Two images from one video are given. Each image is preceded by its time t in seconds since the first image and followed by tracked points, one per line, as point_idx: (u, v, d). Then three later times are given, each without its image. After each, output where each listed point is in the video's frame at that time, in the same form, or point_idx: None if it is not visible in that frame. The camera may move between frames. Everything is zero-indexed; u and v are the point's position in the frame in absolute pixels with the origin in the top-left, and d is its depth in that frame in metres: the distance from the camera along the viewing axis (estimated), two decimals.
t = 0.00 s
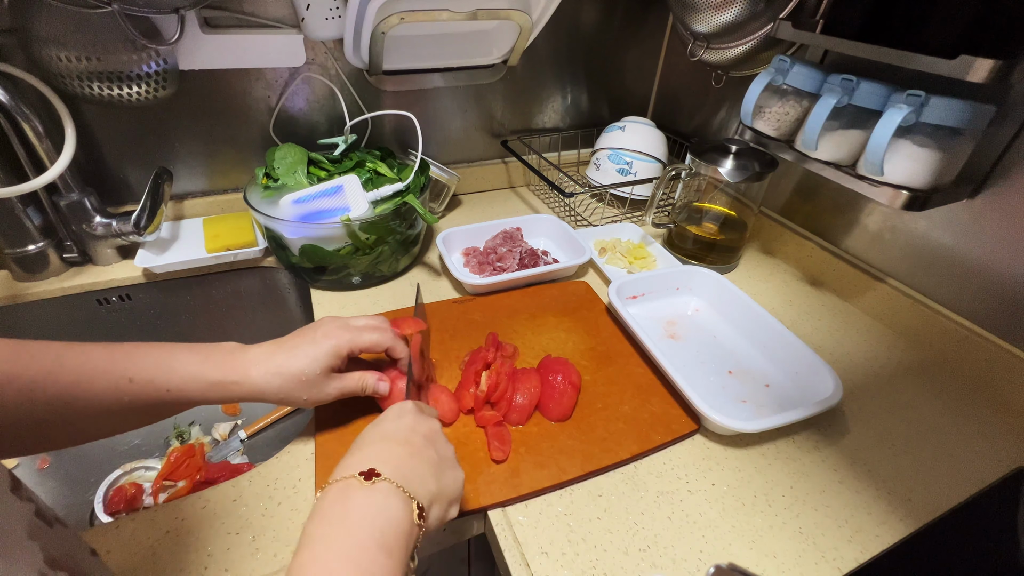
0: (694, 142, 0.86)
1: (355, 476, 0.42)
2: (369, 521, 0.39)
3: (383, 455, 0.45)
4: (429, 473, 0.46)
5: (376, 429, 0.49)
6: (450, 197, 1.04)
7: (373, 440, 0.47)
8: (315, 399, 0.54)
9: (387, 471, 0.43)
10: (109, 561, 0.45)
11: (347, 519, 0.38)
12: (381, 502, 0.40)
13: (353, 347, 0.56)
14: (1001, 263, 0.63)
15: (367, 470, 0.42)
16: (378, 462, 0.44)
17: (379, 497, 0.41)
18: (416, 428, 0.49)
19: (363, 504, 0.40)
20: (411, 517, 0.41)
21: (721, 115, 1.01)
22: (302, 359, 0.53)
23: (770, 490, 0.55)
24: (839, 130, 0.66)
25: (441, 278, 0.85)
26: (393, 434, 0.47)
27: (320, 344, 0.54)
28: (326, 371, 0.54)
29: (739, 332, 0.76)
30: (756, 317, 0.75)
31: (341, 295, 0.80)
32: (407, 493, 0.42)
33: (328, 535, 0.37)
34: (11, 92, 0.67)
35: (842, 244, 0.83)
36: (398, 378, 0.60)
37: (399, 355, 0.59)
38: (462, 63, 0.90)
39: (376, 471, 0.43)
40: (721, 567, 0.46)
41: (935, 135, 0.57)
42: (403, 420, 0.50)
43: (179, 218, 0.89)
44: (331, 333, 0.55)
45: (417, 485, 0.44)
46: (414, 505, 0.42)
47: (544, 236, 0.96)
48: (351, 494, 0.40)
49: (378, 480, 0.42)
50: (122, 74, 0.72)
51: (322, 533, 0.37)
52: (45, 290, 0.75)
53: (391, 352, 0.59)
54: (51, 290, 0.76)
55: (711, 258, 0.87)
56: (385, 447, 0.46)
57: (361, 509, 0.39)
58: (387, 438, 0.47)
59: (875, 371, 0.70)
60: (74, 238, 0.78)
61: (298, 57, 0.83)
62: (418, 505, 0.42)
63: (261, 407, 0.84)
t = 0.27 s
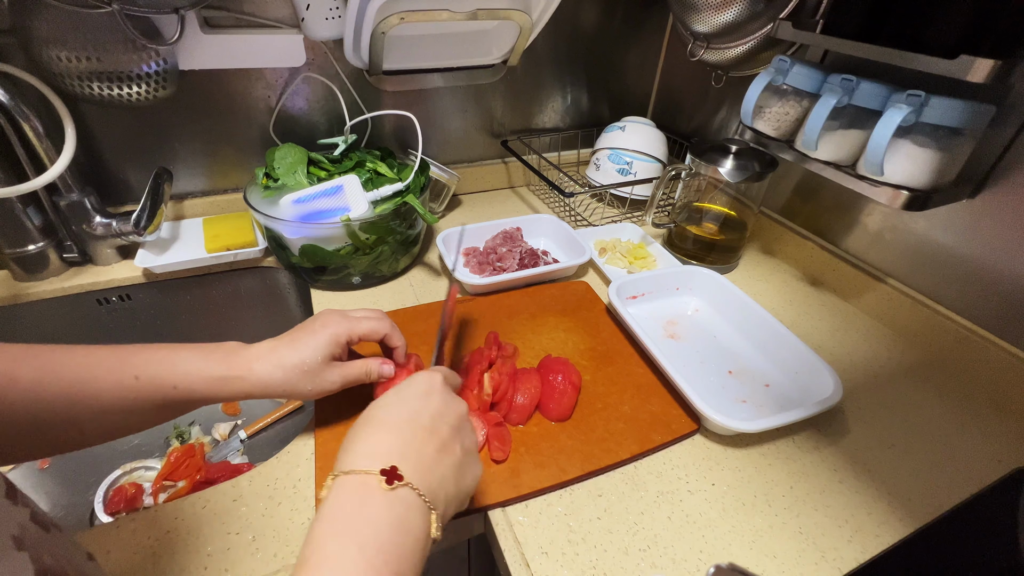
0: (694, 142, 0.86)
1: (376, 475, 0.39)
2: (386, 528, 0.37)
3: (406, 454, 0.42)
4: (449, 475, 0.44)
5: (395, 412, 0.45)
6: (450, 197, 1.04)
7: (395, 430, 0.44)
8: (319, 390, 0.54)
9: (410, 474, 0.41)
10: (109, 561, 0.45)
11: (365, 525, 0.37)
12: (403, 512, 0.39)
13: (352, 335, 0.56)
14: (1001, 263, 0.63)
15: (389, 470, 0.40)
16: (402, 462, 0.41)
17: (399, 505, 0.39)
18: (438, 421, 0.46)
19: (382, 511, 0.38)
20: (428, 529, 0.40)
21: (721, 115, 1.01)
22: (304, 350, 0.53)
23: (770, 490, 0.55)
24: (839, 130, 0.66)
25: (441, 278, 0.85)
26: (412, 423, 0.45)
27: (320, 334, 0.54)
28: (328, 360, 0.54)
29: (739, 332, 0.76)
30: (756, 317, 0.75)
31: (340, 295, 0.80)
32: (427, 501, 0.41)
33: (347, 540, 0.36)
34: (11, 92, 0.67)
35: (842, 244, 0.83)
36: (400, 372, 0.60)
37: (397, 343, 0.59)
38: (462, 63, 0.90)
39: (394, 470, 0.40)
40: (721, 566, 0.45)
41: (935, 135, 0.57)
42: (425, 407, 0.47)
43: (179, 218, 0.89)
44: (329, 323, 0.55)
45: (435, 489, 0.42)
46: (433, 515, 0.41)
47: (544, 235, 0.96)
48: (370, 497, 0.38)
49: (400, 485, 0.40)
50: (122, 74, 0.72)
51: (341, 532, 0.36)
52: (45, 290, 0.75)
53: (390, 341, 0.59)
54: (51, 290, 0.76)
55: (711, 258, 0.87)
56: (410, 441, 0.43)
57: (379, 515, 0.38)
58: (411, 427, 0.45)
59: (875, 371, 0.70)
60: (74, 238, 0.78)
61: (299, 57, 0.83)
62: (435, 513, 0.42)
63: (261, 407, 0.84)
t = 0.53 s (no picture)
0: (694, 143, 0.86)
1: (356, 439, 0.42)
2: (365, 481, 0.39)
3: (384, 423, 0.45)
4: (425, 442, 0.45)
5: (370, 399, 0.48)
6: (450, 197, 1.04)
7: (370, 409, 0.46)
8: (319, 391, 0.54)
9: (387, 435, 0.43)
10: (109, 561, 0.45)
11: (347, 481, 0.39)
12: (380, 465, 0.41)
13: (354, 337, 0.56)
14: (1001, 263, 0.63)
15: (366, 434, 0.43)
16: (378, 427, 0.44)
17: (379, 460, 0.41)
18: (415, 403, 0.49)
19: (362, 466, 0.40)
20: (408, 480, 0.42)
21: (721, 114, 1.01)
22: (306, 350, 0.53)
23: (770, 490, 0.55)
24: (839, 130, 0.66)
25: (441, 278, 0.85)
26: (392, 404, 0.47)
27: (323, 334, 0.55)
28: (330, 361, 0.54)
29: (739, 332, 0.76)
30: (756, 317, 0.75)
31: (340, 295, 0.80)
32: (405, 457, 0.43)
33: (332, 497, 0.38)
34: (11, 92, 0.67)
35: (842, 244, 0.83)
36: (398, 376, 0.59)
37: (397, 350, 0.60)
38: (462, 63, 0.90)
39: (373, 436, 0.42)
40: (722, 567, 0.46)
41: (935, 135, 0.57)
42: (402, 393, 0.50)
43: (179, 218, 0.89)
44: (332, 323, 0.56)
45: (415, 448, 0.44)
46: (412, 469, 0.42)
47: (544, 235, 0.96)
48: (352, 456, 0.41)
49: (378, 443, 0.42)
50: (122, 74, 0.72)
51: (325, 492, 0.38)
52: (45, 290, 0.75)
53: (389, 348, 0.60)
54: (51, 290, 0.76)
55: (711, 258, 0.87)
56: (387, 415, 0.46)
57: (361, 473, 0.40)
58: (388, 407, 0.47)
59: (875, 371, 0.70)
60: (75, 238, 0.78)
61: (299, 57, 0.83)
62: (416, 468, 0.43)
63: (261, 407, 0.84)
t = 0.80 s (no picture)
0: (694, 143, 0.86)
1: (336, 450, 0.38)
2: (353, 503, 0.36)
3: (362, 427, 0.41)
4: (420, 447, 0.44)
5: (351, 395, 0.45)
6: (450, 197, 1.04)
7: (354, 409, 0.43)
8: (317, 392, 0.53)
9: (371, 443, 0.40)
10: (109, 562, 0.45)
11: (335, 505, 0.36)
12: (367, 482, 0.38)
13: (349, 339, 0.57)
14: (1001, 263, 0.63)
15: (347, 444, 0.39)
16: (362, 433, 0.40)
17: (364, 478, 0.38)
18: (401, 396, 0.46)
19: (348, 488, 0.37)
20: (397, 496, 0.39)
21: (721, 115, 1.01)
22: (303, 352, 0.53)
23: (770, 490, 0.55)
24: (839, 130, 0.66)
25: (441, 278, 0.85)
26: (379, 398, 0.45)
27: (318, 336, 0.55)
28: (327, 362, 0.54)
29: (739, 332, 0.76)
30: (756, 317, 0.75)
31: (340, 295, 0.80)
32: (395, 470, 0.40)
33: (315, 520, 0.34)
34: (11, 92, 0.67)
35: (842, 244, 0.83)
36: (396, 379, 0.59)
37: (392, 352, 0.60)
38: (462, 63, 0.90)
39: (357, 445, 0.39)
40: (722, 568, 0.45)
41: (935, 135, 0.57)
42: (389, 386, 0.47)
43: (179, 218, 0.89)
44: (327, 325, 0.57)
45: (398, 453, 0.41)
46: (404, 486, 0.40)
47: (544, 235, 0.96)
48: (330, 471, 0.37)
49: (362, 457, 0.39)
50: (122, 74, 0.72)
51: (303, 510, 0.35)
52: (45, 290, 0.75)
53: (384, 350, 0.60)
54: (51, 290, 0.76)
55: (711, 258, 0.87)
56: (371, 417, 0.42)
57: (373, 497, 0.37)
58: (374, 404, 0.44)
59: (875, 371, 0.70)
60: (74, 238, 0.78)
61: (299, 57, 0.83)
62: (406, 482, 0.40)
63: (262, 407, 0.84)
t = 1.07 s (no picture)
0: (694, 143, 0.86)
1: (448, 466, 0.44)
2: (447, 509, 0.42)
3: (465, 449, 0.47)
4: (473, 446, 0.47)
5: (433, 415, 0.50)
6: (450, 197, 1.04)
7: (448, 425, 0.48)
8: (326, 391, 0.54)
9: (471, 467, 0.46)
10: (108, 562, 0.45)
11: (440, 509, 0.41)
12: (465, 501, 0.43)
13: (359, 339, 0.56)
14: (1001, 263, 0.63)
15: (456, 462, 0.45)
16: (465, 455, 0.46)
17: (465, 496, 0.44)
18: (477, 416, 0.50)
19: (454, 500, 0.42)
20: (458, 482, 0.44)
21: (721, 115, 1.01)
22: (313, 350, 0.54)
23: (770, 490, 0.55)
24: (839, 130, 0.66)
25: (441, 278, 0.85)
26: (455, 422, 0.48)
27: (328, 336, 0.55)
28: (337, 362, 0.54)
29: (738, 332, 0.76)
30: (756, 317, 0.75)
31: (340, 295, 0.80)
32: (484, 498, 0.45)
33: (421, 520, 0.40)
34: (11, 92, 0.67)
35: (842, 244, 0.83)
36: (406, 378, 0.59)
37: (404, 352, 0.58)
38: (462, 63, 0.90)
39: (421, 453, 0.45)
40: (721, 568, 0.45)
41: (935, 135, 0.57)
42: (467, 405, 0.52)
43: (179, 218, 0.89)
44: (338, 325, 0.56)
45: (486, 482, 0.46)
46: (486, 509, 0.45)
47: (543, 235, 0.96)
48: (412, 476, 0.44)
49: (466, 477, 0.44)
50: (122, 74, 0.72)
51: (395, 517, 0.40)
52: (45, 290, 0.75)
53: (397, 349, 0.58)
54: (51, 290, 0.76)
55: (711, 258, 0.87)
56: (462, 436, 0.47)
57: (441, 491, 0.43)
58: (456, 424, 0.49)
59: (875, 371, 0.70)
60: (74, 238, 0.78)
61: (299, 57, 0.83)
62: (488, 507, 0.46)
63: (261, 407, 0.84)
